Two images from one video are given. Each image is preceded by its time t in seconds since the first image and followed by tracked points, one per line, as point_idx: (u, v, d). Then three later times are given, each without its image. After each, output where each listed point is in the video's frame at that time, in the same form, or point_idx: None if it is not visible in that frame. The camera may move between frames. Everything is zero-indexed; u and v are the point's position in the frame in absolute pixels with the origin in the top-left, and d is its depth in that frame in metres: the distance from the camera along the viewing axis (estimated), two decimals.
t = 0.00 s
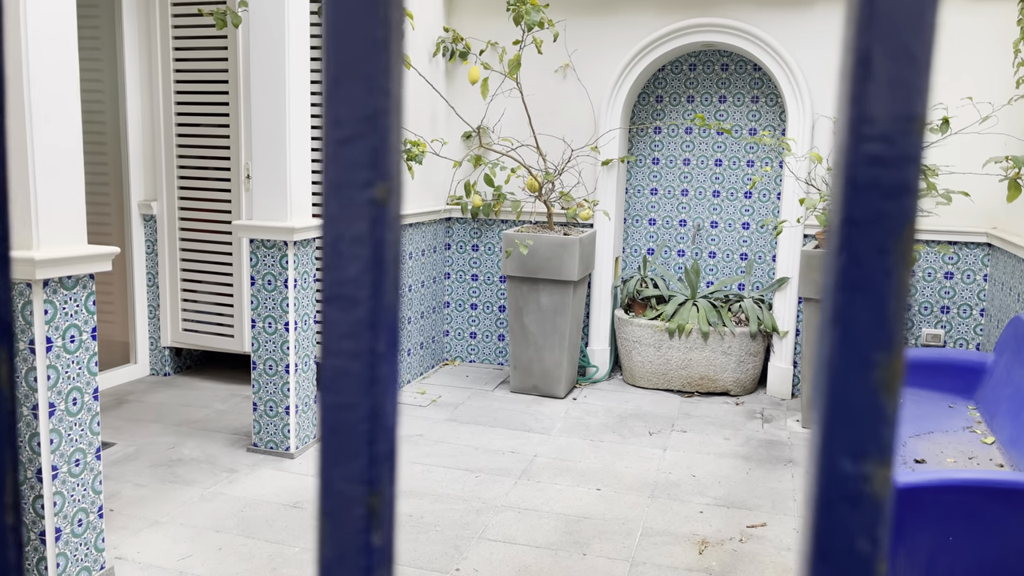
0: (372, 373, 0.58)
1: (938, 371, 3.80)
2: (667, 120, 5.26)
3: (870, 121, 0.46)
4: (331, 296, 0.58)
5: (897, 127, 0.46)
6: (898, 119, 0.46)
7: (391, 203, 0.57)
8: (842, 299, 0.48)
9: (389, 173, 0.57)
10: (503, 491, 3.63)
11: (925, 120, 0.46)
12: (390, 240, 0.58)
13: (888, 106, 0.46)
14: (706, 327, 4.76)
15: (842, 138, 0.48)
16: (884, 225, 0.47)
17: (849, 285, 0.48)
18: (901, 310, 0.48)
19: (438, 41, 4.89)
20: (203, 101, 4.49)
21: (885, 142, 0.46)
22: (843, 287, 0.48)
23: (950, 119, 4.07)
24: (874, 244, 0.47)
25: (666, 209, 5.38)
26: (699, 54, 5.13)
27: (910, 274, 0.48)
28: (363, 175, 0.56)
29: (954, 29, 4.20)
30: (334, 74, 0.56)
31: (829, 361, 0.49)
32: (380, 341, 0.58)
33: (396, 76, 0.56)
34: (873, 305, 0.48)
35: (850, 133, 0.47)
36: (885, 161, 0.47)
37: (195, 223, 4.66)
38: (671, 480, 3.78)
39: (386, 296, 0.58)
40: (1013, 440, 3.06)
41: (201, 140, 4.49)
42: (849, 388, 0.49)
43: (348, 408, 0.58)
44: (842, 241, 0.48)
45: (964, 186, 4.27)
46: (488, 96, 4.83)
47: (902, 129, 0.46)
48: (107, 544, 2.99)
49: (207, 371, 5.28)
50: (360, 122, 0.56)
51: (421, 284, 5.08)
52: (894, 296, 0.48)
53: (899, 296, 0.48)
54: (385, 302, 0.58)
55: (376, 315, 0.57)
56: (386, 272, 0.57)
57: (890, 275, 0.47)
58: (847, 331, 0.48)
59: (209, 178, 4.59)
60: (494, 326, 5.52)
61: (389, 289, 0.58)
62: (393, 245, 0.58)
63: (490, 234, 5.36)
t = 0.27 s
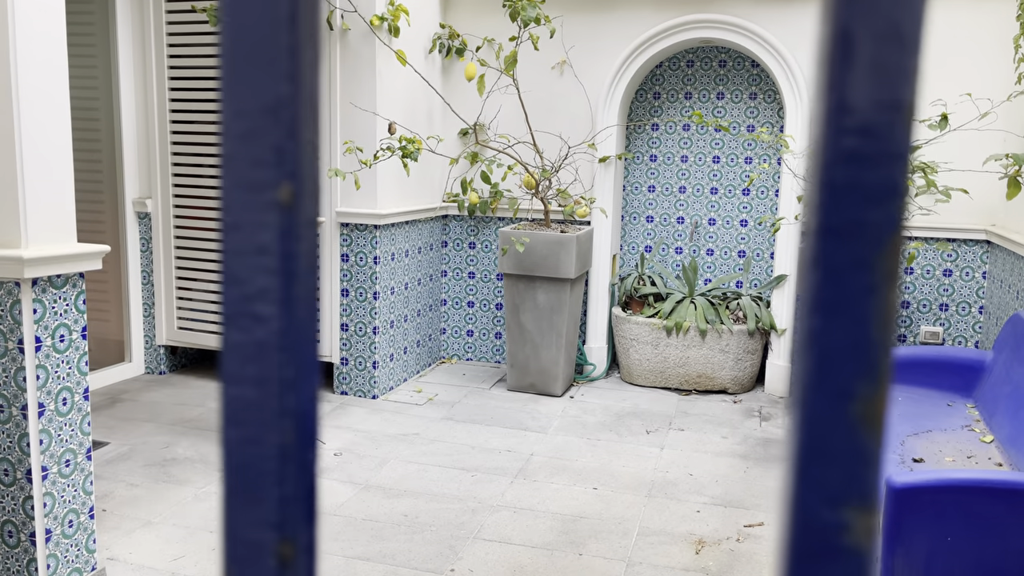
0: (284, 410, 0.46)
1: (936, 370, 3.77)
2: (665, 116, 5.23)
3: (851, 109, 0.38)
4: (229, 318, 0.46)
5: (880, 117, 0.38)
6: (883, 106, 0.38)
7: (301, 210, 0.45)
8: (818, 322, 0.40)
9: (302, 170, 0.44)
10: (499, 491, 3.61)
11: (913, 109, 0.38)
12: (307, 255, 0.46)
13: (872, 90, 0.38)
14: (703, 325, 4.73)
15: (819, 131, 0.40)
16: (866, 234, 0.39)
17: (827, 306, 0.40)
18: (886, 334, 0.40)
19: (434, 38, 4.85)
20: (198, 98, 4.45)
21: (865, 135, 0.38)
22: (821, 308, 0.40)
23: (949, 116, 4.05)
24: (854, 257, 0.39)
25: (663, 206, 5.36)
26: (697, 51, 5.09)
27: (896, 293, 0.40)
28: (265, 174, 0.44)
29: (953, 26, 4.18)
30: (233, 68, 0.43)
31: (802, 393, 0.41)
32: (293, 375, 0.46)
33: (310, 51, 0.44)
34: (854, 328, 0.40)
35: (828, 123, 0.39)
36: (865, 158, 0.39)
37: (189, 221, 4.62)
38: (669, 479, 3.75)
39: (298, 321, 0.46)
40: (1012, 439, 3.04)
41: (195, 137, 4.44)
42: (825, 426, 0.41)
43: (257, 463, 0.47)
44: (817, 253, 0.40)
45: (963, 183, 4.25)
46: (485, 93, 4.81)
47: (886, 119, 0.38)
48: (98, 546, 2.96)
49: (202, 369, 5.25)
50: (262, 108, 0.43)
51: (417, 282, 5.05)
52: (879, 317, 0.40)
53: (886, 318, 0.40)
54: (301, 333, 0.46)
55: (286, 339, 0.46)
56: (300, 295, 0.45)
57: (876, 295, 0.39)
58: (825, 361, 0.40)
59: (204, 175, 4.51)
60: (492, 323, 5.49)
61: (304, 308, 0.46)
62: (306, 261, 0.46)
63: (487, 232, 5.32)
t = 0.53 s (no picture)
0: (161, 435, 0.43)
1: (933, 367, 3.76)
2: (661, 112, 5.21)
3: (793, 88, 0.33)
4: (88, 330, 0.42)
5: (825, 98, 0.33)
6: (828, 85, 0.33)
7: (170, 203, 0.41)
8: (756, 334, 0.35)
9: (169, 162, 0.41)
10: (494, 489, 3.59)
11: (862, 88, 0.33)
12: (182, 259, 0.42)
13: (815, 68, 0.33)
14: (699, 322, 4.71)
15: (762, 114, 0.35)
16: (809, 234, 0.34)
17: (765, 317, 0.35)
18: (835, 349, 0.35)
19: (429, 33, 4.81)
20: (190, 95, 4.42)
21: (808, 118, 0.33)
22: (758, 319, 0.35)
23: (946, 112, 4.03)
24: (794, 260, 0.34)
25: (660, 202, 5.33)
26: (694, 46, 5.06)
27: (845, 302, 0.35)
28: (130, 164, 0.40)
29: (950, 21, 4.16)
30: (85, 49, 0.40)
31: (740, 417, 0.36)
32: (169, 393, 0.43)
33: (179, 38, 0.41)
34: (796, 343, 0.35)
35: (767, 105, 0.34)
36: (806, 145, 0.34)
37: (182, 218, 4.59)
38: (664, 477, 3.73)
39: (174, 332, 0.42)
40: (1008, 437, 3.02)
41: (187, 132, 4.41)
42: (765, 454, 0.35)
43: (125, 493, 0.43)
44: (755, 256, 0.35)
45: (959, 179, 4.23)
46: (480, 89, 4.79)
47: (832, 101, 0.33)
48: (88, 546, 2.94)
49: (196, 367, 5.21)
50: (122, 89, 0.40)
51: (412, 280, 5.02)
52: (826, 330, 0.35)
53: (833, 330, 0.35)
54: (176, 352, 0.42)
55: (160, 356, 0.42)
56: (175, 310, 0.42)
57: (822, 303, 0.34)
58: (764, 380, 0.35)
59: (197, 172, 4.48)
60: (488, 320, 5.47)
61: (181, 330, 0.43)
62: (182, 266, 0.42)
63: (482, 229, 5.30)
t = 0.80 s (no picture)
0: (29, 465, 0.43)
1: (929, 363, 3.75)
2: (657, 108, 5.17)
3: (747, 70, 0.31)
4: None
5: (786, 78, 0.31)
6: (790, 67, 0.31)
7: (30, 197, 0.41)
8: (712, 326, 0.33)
9: (31, 160, 0.41)
10: (489, 486, 3.57)
11: (827, 71, 0.31)
12: (52, 281, 0.42)
13: (777, 50, 0.31)
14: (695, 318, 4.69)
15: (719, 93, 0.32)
16: (766, 223, 0.32)
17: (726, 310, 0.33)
18: (803, 348, 0.34)
19: (424, 28, 4.78)
20: (184, 90, 4.39)
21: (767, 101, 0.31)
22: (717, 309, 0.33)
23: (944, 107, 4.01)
24: (752, 252, 0.33)
25: (656, 198, 5.31)
26: (690, 42, 5.04)
27: (812, 296, 0.33)
28: None
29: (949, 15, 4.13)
30: None
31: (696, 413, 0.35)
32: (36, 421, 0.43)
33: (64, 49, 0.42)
34: (752, 337, 0.33)
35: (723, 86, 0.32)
36: (768, 124, 0.31)
37: (175, 214, 4.55)
38: (660, 474, 3.72)
39: (45, 344, 0.42)
40: (1005, 433, 3.01)
41: (181, 128, 4.37)
42: (725, 451, 0.34)
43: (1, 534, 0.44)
44: (714, 245, 0.33)
45: (957, 174, 4.21)
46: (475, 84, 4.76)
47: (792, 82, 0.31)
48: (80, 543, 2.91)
49: (191, 364, 5.19)
50: None
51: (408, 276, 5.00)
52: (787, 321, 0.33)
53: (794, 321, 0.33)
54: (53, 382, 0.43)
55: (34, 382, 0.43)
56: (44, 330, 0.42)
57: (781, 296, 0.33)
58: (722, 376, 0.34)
59: (191, 168, 4.45)
60: (483, 317, 5.45)
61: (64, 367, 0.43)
62: (50, 267, 0.42)
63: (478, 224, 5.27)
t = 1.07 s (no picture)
0: None
1: (927, 359, 3.73)
2: (655, 102, 5.16)
3: None
4: None
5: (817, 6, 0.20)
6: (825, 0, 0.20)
7: None
8: (712, 382, 0.22)
9: None
10: (486, 482, 3.55)
11: None
12: None
13: None
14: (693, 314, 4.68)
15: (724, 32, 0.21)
16: (790, 228, 0.21)
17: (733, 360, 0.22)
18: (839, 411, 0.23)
19: (421, 23, 4.76)
20: (179, 85, 4.36)
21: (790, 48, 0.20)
22: (717, 357, 0.22)
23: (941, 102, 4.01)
24: (767, 279, 0.22)
25: (654, 193, 5.30)
26: (688, 36, 5.02)
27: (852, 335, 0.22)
28: None
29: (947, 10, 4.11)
30: None
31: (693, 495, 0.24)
32: None
33: None
34: (772, 397, 0.22)
35: (731, 17, 0.21)
36: (796, 87, 0.20)
37: (171, 209, 4.52)
38: (658, 470, 3.70)
39: None
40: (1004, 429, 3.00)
41: (176, 122, 4.34)
42: (731, 549, 0.23)
43: None
44: (714, 259, 0.22)
45: (955, 169, 4.21)
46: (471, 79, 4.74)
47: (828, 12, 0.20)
48: (75, 542, 2.89)
49: (187, 360, 5.16)
50: None
51: (405, 271, 4.98)
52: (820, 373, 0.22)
53: (829, 369, 0.22)
54: None
55: None
56: None
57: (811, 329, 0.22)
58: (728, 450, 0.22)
59: (187, 163, 4.43)
60: (481, 313, 5.43)
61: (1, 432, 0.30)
62: None
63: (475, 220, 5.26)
